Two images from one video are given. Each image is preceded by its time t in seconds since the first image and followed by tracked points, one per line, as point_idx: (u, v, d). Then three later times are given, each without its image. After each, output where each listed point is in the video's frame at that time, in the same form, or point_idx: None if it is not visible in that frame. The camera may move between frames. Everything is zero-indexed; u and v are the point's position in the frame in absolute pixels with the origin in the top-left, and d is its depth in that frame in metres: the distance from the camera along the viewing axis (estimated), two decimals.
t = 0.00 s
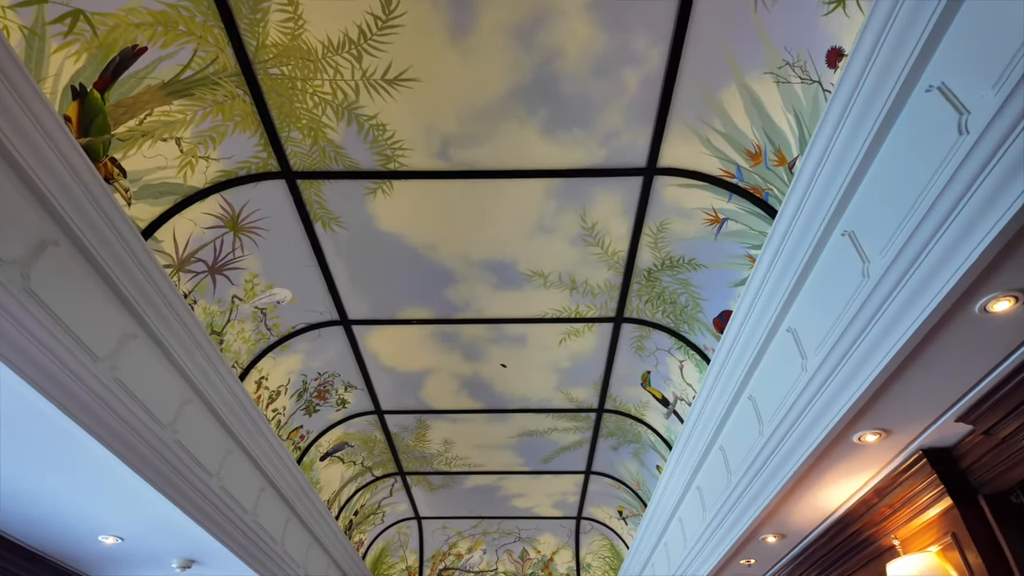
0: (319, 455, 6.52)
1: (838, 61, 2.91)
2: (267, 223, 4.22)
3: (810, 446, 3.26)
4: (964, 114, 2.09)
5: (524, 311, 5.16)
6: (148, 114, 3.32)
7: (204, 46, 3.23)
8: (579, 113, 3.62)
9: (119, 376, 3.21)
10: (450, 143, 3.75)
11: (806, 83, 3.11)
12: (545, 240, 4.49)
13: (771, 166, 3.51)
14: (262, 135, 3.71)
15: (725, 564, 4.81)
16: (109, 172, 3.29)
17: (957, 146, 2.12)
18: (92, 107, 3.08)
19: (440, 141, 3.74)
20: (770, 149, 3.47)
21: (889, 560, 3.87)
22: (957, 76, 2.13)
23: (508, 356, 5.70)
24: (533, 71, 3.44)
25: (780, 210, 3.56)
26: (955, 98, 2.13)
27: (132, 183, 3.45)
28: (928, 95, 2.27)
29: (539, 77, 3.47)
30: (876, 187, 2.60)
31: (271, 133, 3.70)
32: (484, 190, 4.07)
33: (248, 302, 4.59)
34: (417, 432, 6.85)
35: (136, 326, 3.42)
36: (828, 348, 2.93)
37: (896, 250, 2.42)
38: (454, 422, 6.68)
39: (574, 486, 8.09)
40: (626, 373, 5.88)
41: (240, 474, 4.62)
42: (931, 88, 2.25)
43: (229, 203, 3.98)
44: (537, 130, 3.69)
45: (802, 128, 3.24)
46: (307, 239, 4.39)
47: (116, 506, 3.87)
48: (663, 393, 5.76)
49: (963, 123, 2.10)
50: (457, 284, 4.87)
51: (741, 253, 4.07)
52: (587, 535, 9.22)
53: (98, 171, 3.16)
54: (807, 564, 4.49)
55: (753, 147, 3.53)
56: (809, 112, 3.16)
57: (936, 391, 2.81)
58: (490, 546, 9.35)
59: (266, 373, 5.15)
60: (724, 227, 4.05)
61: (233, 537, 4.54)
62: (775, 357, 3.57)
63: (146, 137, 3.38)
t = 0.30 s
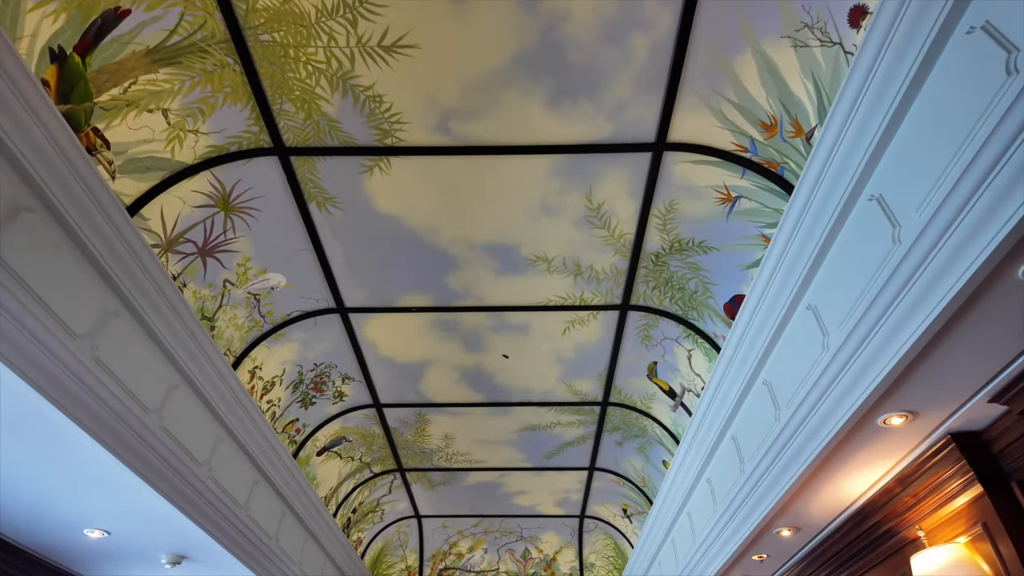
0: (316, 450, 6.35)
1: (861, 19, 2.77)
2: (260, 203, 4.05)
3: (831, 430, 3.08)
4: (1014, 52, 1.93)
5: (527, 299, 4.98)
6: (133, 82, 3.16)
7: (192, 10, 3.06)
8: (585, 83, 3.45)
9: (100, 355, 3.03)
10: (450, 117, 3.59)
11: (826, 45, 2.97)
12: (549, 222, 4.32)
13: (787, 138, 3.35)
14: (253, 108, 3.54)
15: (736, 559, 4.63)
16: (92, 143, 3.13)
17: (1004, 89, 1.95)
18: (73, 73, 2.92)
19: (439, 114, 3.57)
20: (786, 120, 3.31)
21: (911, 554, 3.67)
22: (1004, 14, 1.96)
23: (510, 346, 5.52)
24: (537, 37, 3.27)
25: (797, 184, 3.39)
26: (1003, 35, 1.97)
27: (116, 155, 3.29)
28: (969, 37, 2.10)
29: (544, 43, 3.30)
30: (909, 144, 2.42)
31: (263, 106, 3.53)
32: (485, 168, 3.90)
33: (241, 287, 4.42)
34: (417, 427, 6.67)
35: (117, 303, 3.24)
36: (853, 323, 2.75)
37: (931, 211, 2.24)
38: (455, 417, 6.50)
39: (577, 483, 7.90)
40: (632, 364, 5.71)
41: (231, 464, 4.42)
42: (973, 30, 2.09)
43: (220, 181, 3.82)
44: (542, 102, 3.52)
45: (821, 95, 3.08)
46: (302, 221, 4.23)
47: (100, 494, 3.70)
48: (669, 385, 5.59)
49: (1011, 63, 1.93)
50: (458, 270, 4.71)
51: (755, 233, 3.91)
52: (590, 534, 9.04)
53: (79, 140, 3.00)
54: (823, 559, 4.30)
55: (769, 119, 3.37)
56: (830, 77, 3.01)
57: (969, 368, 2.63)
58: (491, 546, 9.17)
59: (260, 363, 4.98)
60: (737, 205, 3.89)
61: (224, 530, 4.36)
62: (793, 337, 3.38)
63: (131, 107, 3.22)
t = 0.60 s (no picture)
0: (312, 447, 6.20)
1: None
2: (251, 188, 3.91)
3: (848, 420, 2.92)
4: None
5: (529, 290, 4.84)
6: (116, 56, 3.01)
7: None
8: (588, 59, 3.32)
9: (79, 340, 2.88)
10: (449, 95, 3.45)
11: (842, 15, 2.82)
12: (551, 208, 4.18)
13: (800, 116, 3.21)
14: (243, 87, 3.39)
15: (745, 558, 4.46)
16: (72, 119, 2.98)
17: None
18: (51, 45, 2.77)
19: (437, 92, 3.43)
20: (799, 96, 3.16)
21: (932, 551, 3.52)
22: None
23: (511, 340, 5.37)
24: (538, 10, 3.14)
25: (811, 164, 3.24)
26: None
27: (99, 134, 3.15)
28: None
29: (546, 17, 3.16)
30: (937, 111, 2.27)
31: (253, 84, 3.38)
32: (485, 151, 3.76)
33: (232, 277, 4.27)
34: (415, 424, 6.51)
35: (98, 287, 3.09)
36: (873, 306, 2.59)
37: (960, 180, 2.08)
38: (454, 414, 6.35)
39: (579, 483, 7.74)
40: (635, 358, 5.56)
41: (220, 459, 4.26)
42: None
43: (209, 164, 3.67)
44: (543, 80, 3.39)
45: (837, 68, 2.94)
46: (295, 208, 4.08)
47: (84, 489, 3.55)
48: (675, 380, 5.44)
49: None
50: (457, 260, 4.56)
51: (765, 218, 3.76)
52: (592, 536, 8.87)
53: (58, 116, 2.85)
54: (835, 557, 4.15)
55: (781, 96, 3.22)
56: (846, 49, 2.86)
57: (998, 352, 2.47)
58: (492, 547, 9.00)
59: (253, 356, 4.83)
60: (747, 189, 3.74)
61: (213, 528, 4.20)
62: (808, 323, 3.23)
63: (114, 83, 3.07)
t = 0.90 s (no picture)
0: (306, 441, 6.06)
1: None
2: (241, 167, 3.78)
3: (864, 401, 2.78)
4: None
5: (529, 276, 4.71)
6: (98, 22, 2.87)
7: None
8: (589, 28, 3.20)
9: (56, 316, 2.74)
10: (445, 67, 3.32)
11: None
12: (551, 189, 4.05)
13: (811, 86, 3.08)
14: (232, 58, 3.25)
15: (751, 551, 4.32)
16: (51, 87, 2.86)
17: None
18: (28, 7, 2.64)
19: (433, 63, 3.30)
20: (810, 65, 3.04)
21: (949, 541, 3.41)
22: None
23: (510, 329, 5.23)
24: None
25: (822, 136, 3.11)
26: None
27: (81, 103, 3.02)
28: None
29: None
30: (962, 66, 2.12)
31: (243, 55, 3.24)
32: (483, 127, 3.64)
33: (223, 260, 4.14)
34: (413, 418, 6.37)
35: (78, 263, 2.95)
36: (892, 277, 2.45)
37: (990, 135, 1.94)
38: (453, 406, 6.21)
39: (580, 478, 7.60)
40: (638, 348, 5.43)
41: (211, 448, 4.12)
42: None
43: (197, 140, 3.54)
44: (543, 50, 3.26)
45: (851, 33, 2.81)
46: (287, 188, 3.95)
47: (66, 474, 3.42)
48: (678, 370, 5.30)
49: None
50: (454, 244, 4.43)
51: (774, 196, 3.64)
52: (593, 534, 8.73)
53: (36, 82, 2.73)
54: (846, 549, 4.01)
55: (791, 65, 3.10)
56: (861, 12, 2.74)
57: None
58: (491, 545, 8.86)
59: (245, 344, 4.70)
60: (754, 166, 3.62)
61: (203, 519, 4.07)
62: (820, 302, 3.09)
63: (96, 50, 2.94)
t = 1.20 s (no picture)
0: (300, 445, 5.89)
1: None
2: (231, 155, 3.64)
3: (884, 393, 2.62)
4: None
5: (529, 272, 4.56)
6: None
7: None
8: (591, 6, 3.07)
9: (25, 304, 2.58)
10: (441, 48, 3.19)
11: None
12: (552, 180, 3.91)
13: (823, 65, 2.95)
14: (220, 39, 3.11)
15: (762, 557, 4.14)
16: (27, 65, 2.72)
17: None
18: None
19: (429, 44, 3.18)
20: (822, 43, 2.90)
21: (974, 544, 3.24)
22: None
23: (510, 327, 5.08)
24: None
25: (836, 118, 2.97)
26: None
27: (59, 84, 2.89)
28: None
29: None
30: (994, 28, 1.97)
31: (231, 37, 3.10)
32: (481, 113, 3.50)
33: (212, 255, 4.00)
34: (410, 421, 6.20)
35: (52, 248, 2.79)
36: (915, 259, 2.30)
37: None
38: (451, 409, 6.04)
39: (582, 485, 7.41)
40: (641, 348, 5.27)
41: (197, 448, 3.95)
42: None
43: (184, 127, 3.40)
44: (544, 30, 3.13)
45: (866, 7, 2.68)
46: (278, 178, 3.82)
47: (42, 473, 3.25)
48: (683, 370, 5.14)
49: None
50: (452, 238, 4.28)
51: (784, 184, 3.50)
52: (596, 542, 8.51)
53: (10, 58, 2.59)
54: (861, 554, 3.82)
55: (803, 44, 2.96)
56: None
57: None
58: (491, 554, 8.64)
59: (236, 342, 4.55)
60: (763, 153, 3.48)
61: (187, 523, 3.89)
62: (837, 290, 2.93)
63: (75, 28, 2.80)
